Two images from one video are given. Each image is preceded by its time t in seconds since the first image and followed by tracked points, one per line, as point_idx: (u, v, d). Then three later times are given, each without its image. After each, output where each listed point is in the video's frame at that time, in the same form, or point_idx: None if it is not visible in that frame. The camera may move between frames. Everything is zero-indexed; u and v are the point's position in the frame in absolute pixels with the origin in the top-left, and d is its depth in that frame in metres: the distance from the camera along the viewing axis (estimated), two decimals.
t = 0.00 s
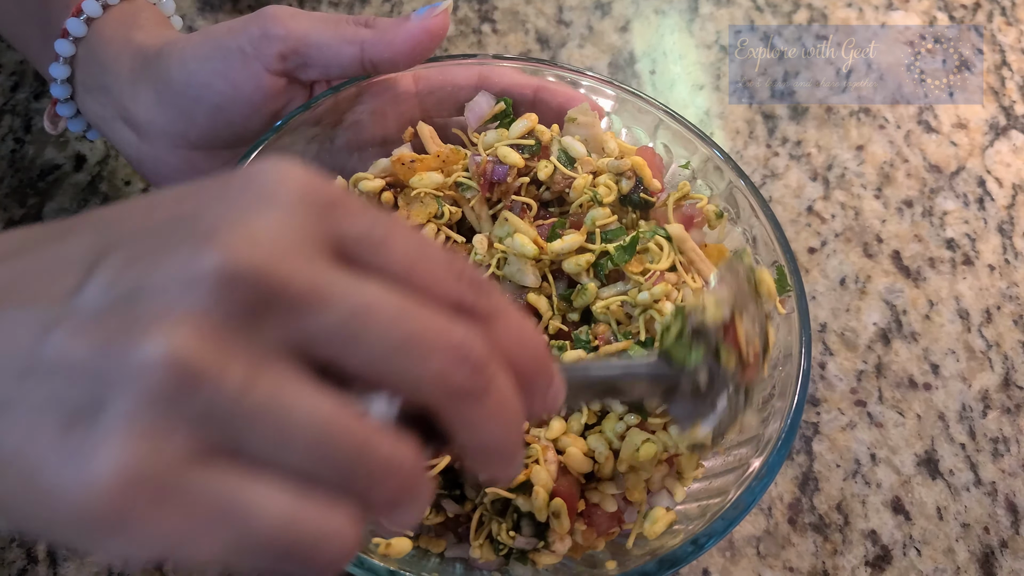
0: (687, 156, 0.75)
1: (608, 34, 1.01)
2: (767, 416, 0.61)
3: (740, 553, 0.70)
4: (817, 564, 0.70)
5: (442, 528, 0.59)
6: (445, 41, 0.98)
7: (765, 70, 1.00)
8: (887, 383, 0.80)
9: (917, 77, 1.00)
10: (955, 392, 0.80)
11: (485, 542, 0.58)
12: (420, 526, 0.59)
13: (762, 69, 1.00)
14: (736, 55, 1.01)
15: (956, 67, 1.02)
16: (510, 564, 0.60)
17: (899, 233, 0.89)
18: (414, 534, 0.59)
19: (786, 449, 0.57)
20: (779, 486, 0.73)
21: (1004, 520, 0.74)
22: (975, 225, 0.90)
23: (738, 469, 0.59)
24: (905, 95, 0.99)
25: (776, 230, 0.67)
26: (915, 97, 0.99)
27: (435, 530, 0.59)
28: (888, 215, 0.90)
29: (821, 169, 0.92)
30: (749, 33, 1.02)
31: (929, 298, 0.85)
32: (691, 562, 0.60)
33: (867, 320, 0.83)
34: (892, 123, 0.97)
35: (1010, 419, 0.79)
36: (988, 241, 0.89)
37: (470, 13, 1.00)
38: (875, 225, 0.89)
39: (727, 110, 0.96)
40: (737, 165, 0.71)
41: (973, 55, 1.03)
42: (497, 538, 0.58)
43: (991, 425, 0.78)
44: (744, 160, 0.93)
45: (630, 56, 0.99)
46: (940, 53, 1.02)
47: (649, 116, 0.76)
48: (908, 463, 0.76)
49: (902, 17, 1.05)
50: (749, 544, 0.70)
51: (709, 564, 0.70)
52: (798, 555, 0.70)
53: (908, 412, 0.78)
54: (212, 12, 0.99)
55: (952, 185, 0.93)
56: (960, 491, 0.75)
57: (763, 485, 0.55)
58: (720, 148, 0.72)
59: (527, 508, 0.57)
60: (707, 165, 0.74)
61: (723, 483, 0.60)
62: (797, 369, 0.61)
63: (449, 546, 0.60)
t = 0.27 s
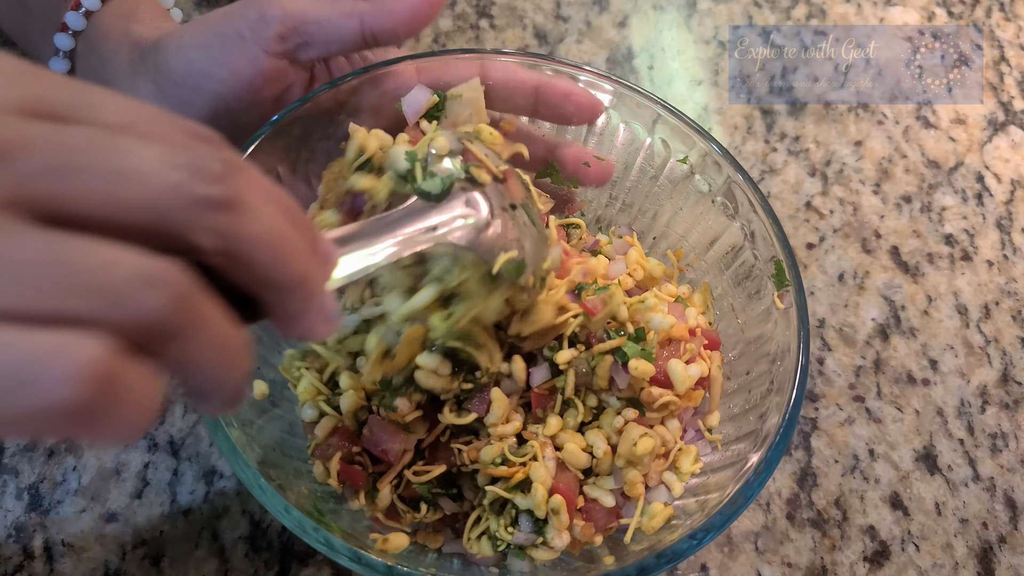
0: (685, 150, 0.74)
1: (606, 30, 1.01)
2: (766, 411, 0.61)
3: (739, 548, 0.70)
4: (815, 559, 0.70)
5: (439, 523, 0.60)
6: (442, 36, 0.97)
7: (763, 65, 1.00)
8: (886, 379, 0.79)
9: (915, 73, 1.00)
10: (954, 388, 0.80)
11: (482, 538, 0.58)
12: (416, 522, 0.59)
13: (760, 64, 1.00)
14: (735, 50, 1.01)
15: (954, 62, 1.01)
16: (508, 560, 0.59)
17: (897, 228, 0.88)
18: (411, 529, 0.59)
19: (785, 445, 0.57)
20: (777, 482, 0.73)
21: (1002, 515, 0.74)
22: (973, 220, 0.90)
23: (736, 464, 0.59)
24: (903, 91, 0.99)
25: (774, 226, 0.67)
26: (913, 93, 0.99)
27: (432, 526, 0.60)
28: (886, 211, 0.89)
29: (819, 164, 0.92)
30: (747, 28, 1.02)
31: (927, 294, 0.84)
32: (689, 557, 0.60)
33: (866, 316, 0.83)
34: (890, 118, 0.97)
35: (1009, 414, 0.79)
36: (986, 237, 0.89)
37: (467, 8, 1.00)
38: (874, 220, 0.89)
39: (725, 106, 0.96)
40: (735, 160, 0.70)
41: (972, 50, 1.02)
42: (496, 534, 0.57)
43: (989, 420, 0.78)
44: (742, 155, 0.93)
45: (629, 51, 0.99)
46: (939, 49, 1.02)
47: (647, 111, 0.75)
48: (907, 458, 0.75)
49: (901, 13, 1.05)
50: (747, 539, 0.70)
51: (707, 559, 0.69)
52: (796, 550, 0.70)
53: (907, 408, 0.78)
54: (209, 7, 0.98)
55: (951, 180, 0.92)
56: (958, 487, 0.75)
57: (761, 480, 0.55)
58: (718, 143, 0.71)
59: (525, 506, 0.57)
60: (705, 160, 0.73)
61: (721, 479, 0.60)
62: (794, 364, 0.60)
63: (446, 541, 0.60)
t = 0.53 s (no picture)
0: (684, 148, 0.75)
1: (605, 28, 1.01)
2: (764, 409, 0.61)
3: (737, 545, 0.70)
4: (814, 556, 0.70)
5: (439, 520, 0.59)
6: (441, 35, 0.97)
7: (762, 63, 1.00)
8: (884, 376, 0.80)
9: (913, 71, 1.00)
10: (952, 385, 0.80)
11: (482, 534, 0.58)
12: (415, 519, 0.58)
13: (759, 62, 1.00)
14: (734, 48, 1.01)
15: (952, 60, 1.01)
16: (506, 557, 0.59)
17: (896, 226, 0.88)
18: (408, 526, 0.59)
19: (783, 442, 0.57)
20: (776, 479, 0.74)
21: (1000, 512, 0.74)
22: (971, 219, 0.90)
23: (733, 462, 0.59)
24: (901, 89, 0.99)
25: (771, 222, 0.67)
26: (911, 91, 0.99)
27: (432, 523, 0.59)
28: (885, 209, 0.90)
29: (818, 163, 0.92)
30: (746, 27, 1.02)
31: (926, 292, 0.85)
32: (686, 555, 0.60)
33: (864, 314, 0.83)
34: (889, 117, 0.97)
35: (1007, 412, 0.79)
36: (984, 235, 0.89)
37: (466, 7, 1.00)
38: (872, 219, 0.89)
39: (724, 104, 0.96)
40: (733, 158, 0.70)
41: (970, 48, 1.02)
42: (494, 531, 0.58)
43: (987, 418, 0.79)
44: (740, 154, 0.93)
45: (628, 49, 0.99)
46: (937, 47, 1.02)
47: (646, 109, 0.75)
48: (905, 455, 0.76)
49: (899, 11, 1.05)
50: (746, 536, 0.70)
51: (706, 557, 0.70)
52: (795, 547, 0.70)
53: (905, 405, 0.78)
54: (208, 5, 0.98)
55: (949, 178, 0.93)
56: (956, 484, 0.75)
57: (759, 478, 0.55)
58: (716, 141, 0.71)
59: (525, 503, 0.57)
60: (704, 158, 0.73)
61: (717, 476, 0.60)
62: (792, 361, 0.60)
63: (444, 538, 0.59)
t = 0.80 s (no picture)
0: (685, 148, 0.74)
1: (604, 26, 1.00)
2: (762, 410, 0.61)
3: (736, 544, 0.70)
4: (813, 555, 0.70)
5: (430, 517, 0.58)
6: (439, 33, 0.97)
7: (761, 61, 1.00)
8: (883, 375, 0.79)
9: (912, 69, 1.00)
10: (951, 383, 0.80)
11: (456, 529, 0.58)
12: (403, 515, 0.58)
13: (758, 60, 1.00)
14: (733, 47, 1.00)
15: (951, 59, 1.01)
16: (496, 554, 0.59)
17: (895, 224, 0.88)
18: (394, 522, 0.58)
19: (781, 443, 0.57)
20: (775, 478, 0.73)
21: (999, 511, 0.74)
22: (970, 217, 0.90)
23: (731, 461, 0.59)
24: (900, 87, 0.99)
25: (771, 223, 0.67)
26: (910, 89, 0.99)
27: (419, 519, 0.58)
28: (883, 207, 0.89)
29: (817, 161, 0.92)
30: (745, 25, 1.02)
31: (925, 290, 0.85)
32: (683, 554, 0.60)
33: (863, 312, 0.83)
34: (888, 115, 0.97)
35: (1006, 410, 0.79)
36: (983, 232, 0.89)
37: (464, 5, 1.00)
38: (871, 217, 0.89)
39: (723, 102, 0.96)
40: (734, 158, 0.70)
41: (969, 46, 1.02)
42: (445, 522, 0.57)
43: (986, 416, 0.78)
44: (739, 152, 0.93)
45: (626, 47, 0.99)
46: (936, 45, 1.02)
47: (648, 108, 0.75)
48: (904, 454, 0.75)
49: (898, 9, 1.05)
50: (745, 535, 0.70)
51: (704, 555, 0.69)
52: (794, 546, 0.70)
53: (904, 404, 0.78)
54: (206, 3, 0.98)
55: (948, 176, 0.92)
56: (955, 482, 0.75)
57: (757, 478, 0.55)
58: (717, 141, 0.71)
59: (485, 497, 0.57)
60: (705, 158, 0.73)
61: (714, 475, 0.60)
62: (791, 361, 0.60)
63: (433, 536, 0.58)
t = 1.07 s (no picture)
0: (682, 148, 0.74)
1: (601, 26, 1.01)
2: (759, 409, 0.61)
3: (732, 543, 0.70)
4: (810, 554, 0.70)
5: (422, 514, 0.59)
6: (436, 33, 0.97)
7: (758, 61, 1.00)
8: (880, 374, 0.80)
9: (909, 69, 1.00)
10: (947, 383, 0.80)
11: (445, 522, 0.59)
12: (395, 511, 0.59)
13: (755, 60, 1.00)
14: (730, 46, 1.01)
15: (948, 58, 1.01)
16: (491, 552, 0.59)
17: (891, 224, 0.89)
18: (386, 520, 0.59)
19: (778, 443, 0.57)
20: (771, 477, 0.73)
21: (996, 510, 0.74)
22: (967, 216, 0.90)
23: (728, 461, 0.59)
24: (897, 87, 0.99)
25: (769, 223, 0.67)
26: (907, 89, 0.99)
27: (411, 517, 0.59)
28: (880, 206, 0.90)
29: (814, 161, 0.92)
30: (742, 25, 1.02)
31: (921, 289, 0.85)
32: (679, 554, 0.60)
33: (859, 312, 0.83)
34: (884, 114, 0.97)
35: (1002, 409, 0.79)
36: (980, 232, 0.89)
37: (462, 5, 1.00)
38: (868, 216, 0.89)
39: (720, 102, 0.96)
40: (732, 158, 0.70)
41: (965, 46, 1.02)
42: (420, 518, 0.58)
43: (982, 415, 0.79)
44: (736, 151, 0.93)
45: (624, 47, 0.99)
46: (933, 45, 1.02)
47: (646, 107, 0.75)
48: (900, 453, 0.76)
49: (895, 9, 1.05)
50: (741, 534, 0.70)
51: (701, 554, 0.70)
52: (790, 545, 0.70)
53: (900, 403, 0.78)
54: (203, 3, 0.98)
55: (944, 176, 0.93)
56: (952, 481, 0.75)
57: (754, 477, 0.55)
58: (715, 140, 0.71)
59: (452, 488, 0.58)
60: (702, 158, 0.72)
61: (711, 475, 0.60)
62: (788, 360, 0.60)
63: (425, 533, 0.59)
